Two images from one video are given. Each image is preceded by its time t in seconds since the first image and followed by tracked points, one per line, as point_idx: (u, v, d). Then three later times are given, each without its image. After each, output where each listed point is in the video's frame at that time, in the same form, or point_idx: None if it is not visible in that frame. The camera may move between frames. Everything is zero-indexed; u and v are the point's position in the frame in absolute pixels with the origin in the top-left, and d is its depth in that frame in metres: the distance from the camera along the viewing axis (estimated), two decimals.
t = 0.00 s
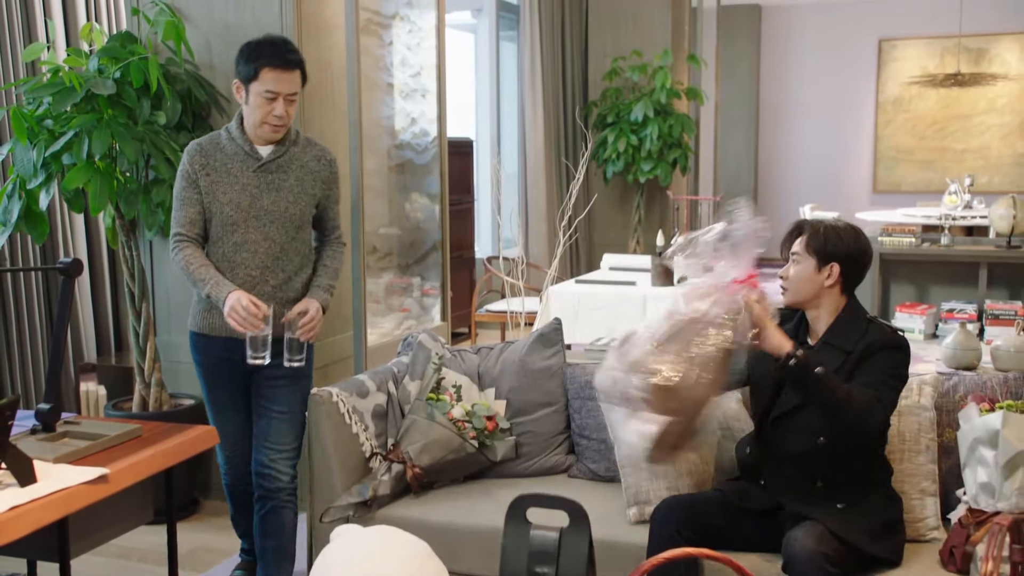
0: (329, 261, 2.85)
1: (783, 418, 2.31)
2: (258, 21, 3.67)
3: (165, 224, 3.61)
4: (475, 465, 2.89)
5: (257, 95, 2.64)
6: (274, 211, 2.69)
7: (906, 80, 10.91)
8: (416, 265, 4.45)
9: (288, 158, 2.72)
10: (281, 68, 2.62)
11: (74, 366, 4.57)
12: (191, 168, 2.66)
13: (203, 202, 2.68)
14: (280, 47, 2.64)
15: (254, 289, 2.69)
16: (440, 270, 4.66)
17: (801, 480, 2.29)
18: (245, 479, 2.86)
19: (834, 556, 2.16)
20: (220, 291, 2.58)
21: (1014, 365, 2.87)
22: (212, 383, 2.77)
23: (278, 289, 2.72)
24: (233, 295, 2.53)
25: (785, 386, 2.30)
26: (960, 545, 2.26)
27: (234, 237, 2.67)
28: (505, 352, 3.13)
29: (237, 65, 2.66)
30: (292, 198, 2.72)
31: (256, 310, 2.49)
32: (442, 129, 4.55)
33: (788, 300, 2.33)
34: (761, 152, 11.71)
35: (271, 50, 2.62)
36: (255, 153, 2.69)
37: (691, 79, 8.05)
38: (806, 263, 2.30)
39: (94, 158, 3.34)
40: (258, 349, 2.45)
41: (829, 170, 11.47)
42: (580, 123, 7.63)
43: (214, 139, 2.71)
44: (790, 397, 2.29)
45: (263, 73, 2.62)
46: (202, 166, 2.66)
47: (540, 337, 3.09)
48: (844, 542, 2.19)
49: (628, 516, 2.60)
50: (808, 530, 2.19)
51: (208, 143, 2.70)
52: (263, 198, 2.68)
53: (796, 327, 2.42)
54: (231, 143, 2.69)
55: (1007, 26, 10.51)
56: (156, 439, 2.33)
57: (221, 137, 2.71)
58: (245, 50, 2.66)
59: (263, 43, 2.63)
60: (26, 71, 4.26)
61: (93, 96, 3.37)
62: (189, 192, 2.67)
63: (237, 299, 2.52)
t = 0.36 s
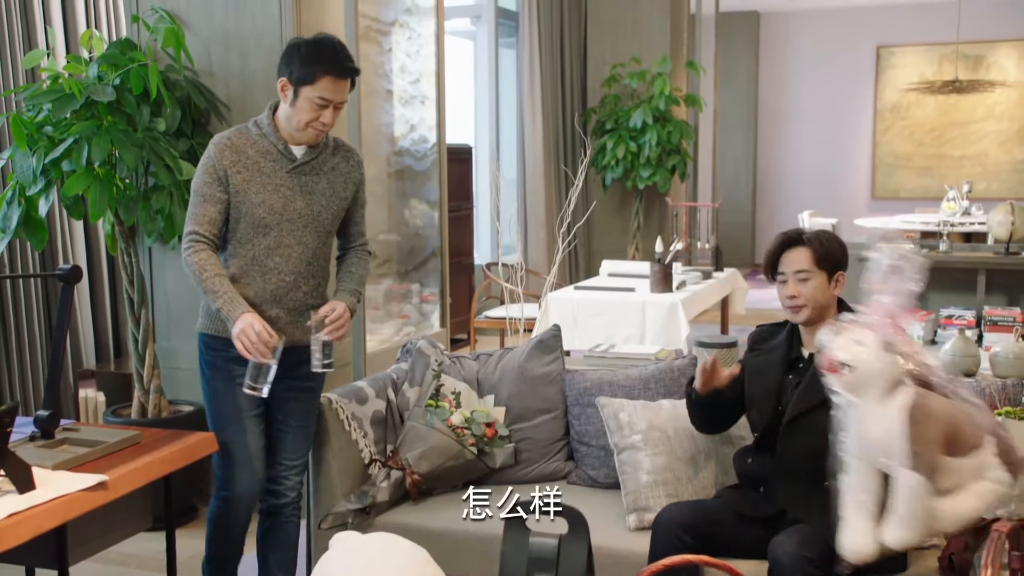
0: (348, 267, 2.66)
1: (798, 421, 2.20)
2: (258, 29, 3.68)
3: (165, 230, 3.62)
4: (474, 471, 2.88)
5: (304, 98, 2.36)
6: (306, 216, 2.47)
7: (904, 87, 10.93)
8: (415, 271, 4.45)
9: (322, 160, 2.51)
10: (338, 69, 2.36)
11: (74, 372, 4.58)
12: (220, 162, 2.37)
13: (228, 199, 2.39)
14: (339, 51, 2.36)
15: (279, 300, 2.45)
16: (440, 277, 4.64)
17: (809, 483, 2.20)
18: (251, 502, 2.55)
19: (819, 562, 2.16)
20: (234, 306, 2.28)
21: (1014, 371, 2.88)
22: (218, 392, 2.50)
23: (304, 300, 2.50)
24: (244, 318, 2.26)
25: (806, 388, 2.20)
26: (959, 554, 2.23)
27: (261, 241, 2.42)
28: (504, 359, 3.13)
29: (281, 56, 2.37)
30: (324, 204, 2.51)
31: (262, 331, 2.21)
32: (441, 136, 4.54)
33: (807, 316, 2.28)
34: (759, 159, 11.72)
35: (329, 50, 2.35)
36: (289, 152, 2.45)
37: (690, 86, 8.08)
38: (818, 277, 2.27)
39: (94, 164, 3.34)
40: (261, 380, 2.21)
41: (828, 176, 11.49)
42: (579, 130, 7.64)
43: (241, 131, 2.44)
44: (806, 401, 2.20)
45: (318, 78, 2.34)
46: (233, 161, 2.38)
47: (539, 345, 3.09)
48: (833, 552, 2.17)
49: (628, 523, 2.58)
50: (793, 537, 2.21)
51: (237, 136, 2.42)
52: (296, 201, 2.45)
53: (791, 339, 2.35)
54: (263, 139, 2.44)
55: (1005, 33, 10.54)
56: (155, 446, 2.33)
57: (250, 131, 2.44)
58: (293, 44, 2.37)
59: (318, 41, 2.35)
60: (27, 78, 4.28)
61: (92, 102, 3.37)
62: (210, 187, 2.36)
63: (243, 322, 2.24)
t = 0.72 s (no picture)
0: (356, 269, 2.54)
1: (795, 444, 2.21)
2: (252, 33, 3.68)
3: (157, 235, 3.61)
4: (469, 476, 2.89)
5: (334, 106, 2.19)
6: (337, 226, 2.31)
7: (896, 92, 10.97)
8: (409, 275, 4.45)
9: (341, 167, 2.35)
10: (371, 74, 2.20)
11: (66, 378, 4.56)
12: (258, 180, 2.16)
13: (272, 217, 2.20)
14: (365, 54, 2.20)
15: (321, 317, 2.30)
16: (434, 281, 4.63)
17: (805, 498, 2.24)
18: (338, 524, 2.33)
19: (819, 566, 2.13)
20: (330, 327, 2.10)
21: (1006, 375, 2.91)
22: (271, 415, 2.23)
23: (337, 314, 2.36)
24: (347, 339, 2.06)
25: (802, 412, 2.20)
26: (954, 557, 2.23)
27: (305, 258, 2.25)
28: (497, 363, 3.13)
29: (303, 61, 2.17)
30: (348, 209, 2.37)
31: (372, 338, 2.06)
32: (435, 141, 4.52)
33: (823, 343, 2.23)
34: (753, 163, 11.74)
35: (360, 54, 2.19)
36: (316, 160, 2.28)
37: (684, 90, 8.10)
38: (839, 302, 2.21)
39: (86, 169, 3.33)
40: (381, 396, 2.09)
41: (821, 181, 11.51)
42: (573, 134, 7.66)
43: (265, 141, 2.23)
44: (803, 424, 2.19)
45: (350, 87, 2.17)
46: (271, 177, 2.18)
47: (532, 349, 3.09)
48: (833, 556, 2.15)
49: (621, 527, 2.59)
50: (794, 541, 2.19)
51: (265, 149, 2.20)
52: (328, 212, 2.29)
53: (776, 346, 2.36)
54: (291, 149, 2.24)
55: (996, 38, 10.59)
56: (148, 452, 2.32)
57: (272, 141, 2.23)
58: (313, 48, 2.18)
59: (344, 46, 2.18)
60: (18, 83, 4.26)
61: (85, 107, 3.36)
62: (253, 206, 2.15)
63: (353, 341, 2.06)
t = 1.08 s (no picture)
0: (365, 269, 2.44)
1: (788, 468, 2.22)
2: (235, 35, 3.66)
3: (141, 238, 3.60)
4: (453, 479, 2.88)
5: (392, 114, 2.09)
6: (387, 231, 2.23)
7: (879, 95, 11.04)
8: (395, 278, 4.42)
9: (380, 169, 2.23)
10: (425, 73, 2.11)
11: (49, 382, 4.52)
12: (339, 201, 2.03)
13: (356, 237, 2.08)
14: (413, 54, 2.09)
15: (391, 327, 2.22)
16: (419, 283, 4.62)
17: (793, 513, 2.26)
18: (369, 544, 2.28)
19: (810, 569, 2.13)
20: (457, 349, 2.02)
21: (989, 378, 2.94)
22: (337, 438, 2.14)
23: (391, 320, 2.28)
24: (479, 360, 2.03)
25: (796, 437, 2.21)
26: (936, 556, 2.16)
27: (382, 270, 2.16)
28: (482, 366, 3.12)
29: (357, 67, 2.04)
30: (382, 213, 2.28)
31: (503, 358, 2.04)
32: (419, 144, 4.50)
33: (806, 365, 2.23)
34: (737, 166, 11.77)
35: (412, 55, 2.08)
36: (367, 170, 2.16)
37: (668, 93, 8.12)
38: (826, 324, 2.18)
39: (69, 171, 3.32)
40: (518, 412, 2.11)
41: (804, 183, 11.56)
42: (558, 137, 7.67)
43: (327, 154, 2.08)
44: (796, 448, 2.20)
45: (407, 93, 2.07)
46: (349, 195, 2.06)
47: (517, 352, 3.08)
48: (822, 560, 2.16)
49: (606, 529, 2.59)
50: (784, 543, 2.18)
51: (327, 165, 2.06)
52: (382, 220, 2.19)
53: (762, 356, 2.36)
54: (350, 160, 2.10)
55: (978, 42, 10.67)
56: (132, 456, 2.31)
57: (330, 155, 2.08)
58: (363, 52, 2.04)
59: (394, 47, 2.06)
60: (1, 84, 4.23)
61: (67, 109, 3.34)
62: (346, 228, 2.03)
63: (484, 362, 2.03)
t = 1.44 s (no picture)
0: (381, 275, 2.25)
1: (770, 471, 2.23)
2: (218, 36, 3.64)
3: (124, 240, 3.58)
4: (439, 483, 2.86)
5: (444, 119, 1.89)
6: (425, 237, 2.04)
7: (862, 97, 11.09)
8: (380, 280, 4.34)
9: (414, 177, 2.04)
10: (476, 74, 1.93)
11: (30, 386, 4.48)
12: (399, 204, 1.84)
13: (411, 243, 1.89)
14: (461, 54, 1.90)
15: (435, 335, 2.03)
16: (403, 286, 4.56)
17: (777, 513, 2.28)
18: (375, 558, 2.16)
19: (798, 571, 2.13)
20: (539, 352, 1.87)
21: (974, 378, 2.95)
22: (363, 447, 2.01)
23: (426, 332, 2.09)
24: (559, 365, 1.87)
25: (779, 439, 2.21)
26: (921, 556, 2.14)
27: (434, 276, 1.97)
28: (468, 369, 3.12)
29: (409, 68, 1.83)
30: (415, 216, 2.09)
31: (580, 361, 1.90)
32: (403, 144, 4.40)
33: (776, 360, 2.23)
34: (722, 167, 11.81)
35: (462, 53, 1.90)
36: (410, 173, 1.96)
37: (652, 94, 8.13)
38: (793, 328, 2.18)
39: (50, 174, 3.29)
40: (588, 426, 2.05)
41: (788, 185, 11.60)
42: (543, 139, 7.68)
43: (372, 158, 1.88)
44: (780, 450, 2.21)
45: (462, 97, 1.87)
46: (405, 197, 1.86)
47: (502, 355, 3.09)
48: (807, 562, 2.17)
49: (593, 531, 2.59)
50: (771, 545, 2.17)
51: (375, 167, 1.86)
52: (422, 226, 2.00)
53: (756, 355, 2.36)
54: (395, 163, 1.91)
55: (959, 44, 10.74)
56: (115, 461, 2.29)
57: (376, 157, 1.88)
58: (414, 51, 1.84)
59: (446, 46, 1.86)
60: None
61: (48, 111, 3.31)
62: (410, 229, 1.83)
63: (564, 367, 1.87)
